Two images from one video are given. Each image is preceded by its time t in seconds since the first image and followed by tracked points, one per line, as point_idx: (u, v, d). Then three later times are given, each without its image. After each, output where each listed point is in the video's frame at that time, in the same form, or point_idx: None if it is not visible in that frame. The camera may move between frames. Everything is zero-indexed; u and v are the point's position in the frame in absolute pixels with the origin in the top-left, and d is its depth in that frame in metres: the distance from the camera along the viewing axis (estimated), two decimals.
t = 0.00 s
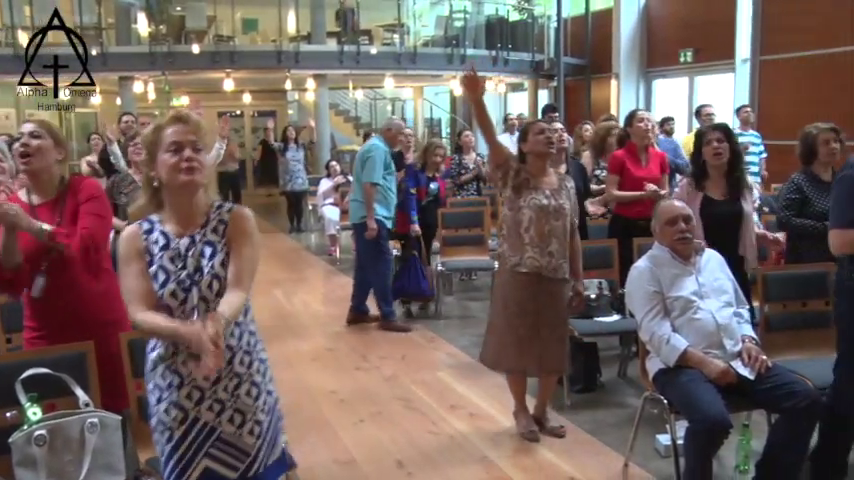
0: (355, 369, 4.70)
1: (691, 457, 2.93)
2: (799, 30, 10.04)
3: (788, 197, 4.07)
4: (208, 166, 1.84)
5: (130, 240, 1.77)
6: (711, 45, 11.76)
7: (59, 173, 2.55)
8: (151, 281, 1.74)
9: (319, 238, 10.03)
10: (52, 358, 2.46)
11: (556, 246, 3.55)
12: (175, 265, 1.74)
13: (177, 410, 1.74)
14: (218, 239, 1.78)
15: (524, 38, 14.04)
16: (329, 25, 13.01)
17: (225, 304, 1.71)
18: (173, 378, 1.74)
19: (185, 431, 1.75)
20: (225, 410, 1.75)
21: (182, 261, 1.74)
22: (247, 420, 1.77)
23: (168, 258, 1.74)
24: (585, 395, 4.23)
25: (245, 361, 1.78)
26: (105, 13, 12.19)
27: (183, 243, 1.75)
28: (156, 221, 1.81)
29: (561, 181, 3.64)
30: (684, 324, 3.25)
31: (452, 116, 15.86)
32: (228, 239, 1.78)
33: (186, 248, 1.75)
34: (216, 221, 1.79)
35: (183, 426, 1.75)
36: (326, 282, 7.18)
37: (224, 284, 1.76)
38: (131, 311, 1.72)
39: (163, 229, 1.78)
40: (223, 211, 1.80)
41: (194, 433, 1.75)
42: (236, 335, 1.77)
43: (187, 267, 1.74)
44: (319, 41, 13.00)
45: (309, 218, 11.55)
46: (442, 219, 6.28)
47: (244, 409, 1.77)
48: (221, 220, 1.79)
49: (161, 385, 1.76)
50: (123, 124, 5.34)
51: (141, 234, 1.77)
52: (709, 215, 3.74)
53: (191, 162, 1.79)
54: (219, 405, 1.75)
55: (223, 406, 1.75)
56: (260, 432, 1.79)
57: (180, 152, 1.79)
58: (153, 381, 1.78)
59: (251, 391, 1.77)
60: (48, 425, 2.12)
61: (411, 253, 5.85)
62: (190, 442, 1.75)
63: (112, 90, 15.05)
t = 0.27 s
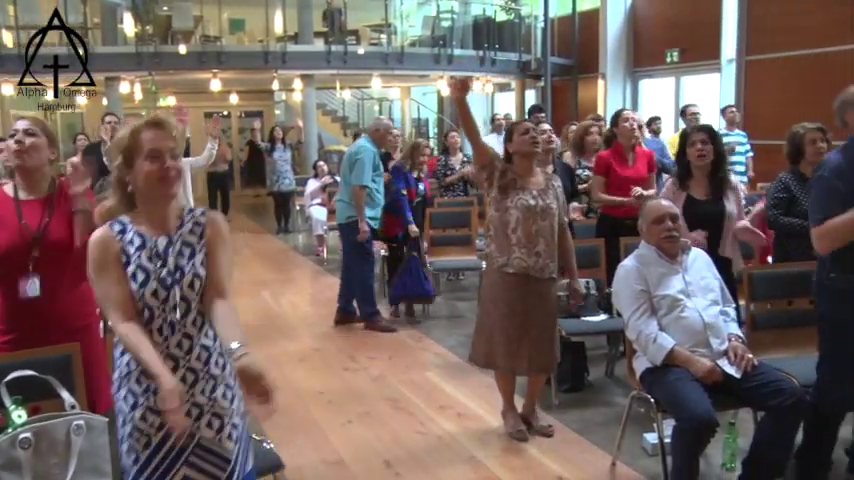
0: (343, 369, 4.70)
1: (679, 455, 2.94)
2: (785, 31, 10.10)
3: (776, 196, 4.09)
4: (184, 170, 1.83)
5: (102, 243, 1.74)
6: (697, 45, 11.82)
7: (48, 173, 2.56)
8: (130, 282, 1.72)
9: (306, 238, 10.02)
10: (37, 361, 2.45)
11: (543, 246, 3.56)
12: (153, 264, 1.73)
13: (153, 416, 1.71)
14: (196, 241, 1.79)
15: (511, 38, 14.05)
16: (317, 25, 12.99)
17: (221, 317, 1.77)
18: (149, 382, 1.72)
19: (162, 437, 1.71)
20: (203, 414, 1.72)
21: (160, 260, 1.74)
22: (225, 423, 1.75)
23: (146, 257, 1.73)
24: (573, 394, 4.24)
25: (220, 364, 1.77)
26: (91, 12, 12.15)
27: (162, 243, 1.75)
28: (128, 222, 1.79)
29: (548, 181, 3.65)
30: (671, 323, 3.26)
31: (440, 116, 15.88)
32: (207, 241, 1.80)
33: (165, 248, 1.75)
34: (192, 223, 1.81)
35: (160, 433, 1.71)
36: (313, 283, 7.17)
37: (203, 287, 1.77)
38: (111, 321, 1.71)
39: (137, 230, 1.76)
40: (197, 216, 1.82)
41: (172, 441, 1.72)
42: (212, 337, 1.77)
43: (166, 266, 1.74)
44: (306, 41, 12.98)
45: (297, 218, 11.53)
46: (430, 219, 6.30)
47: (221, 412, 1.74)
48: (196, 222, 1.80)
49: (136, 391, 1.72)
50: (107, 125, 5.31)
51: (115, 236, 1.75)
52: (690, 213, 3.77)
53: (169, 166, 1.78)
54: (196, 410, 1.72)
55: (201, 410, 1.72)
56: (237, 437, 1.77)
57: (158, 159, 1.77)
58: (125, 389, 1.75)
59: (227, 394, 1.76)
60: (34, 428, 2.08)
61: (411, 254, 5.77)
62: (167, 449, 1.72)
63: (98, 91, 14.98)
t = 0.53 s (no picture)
0: (327, 371, 4.69)
1: (664, 455, 2.95)
2: (765, 32, 10.21)
3: (758, 196, 4.11)
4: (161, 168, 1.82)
5: (87, 241, 1.66)
6: (677, 46, 11.90)
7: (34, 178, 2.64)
8: (121, 282, 1.69)
9: (290, 239, 10.00)
10: (22, 362, 2.43)
11: (533, 245, 3.59)
12: (144, 266, 1.73)
13: (139, 418, 1.69)
14: (179, 241, 1.79)
15: (494, 39, 14.06)
16: (300, 26, 12.99)
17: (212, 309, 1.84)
18: (135, 383, 1.69)
19: (148, 438, 1.69)
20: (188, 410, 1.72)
21: (150, 262, 1.74)
22: (208, 419, 1.76)
23: (137, 259, 1.71)
24: (557, 394, 4.25)
25: (199, 363, 1.79)
26: (72, 12, 12.05)
27: (151, 244, 1.74)
28: (107, 222, 1.72)
29: (536, 181, 3.68)
30: (654, 322, 3.28)
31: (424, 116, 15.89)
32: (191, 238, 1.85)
33: (154, 249, 1.74)
34: (171, 223, 1.81)
35: (147, 433, 1.69)
36: (297, 284, 7.15)
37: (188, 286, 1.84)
38: (104, 317, 1.63)
39: (121, 230, 1.72)
40: (176, 216, 1.83)
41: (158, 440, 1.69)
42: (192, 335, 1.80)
43: (158, 267, 1.75)
44: (289, 42, 13.00)
45: (281, 219, 11.51)
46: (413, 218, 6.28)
47: (204, 408, 1.75)
48: (177, 221, 1.82)
49: (121, 394, 1.69)
50: (86, 126, 5.26)
51: (100, 236, 1.68)
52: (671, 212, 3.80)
53: (151, 165, 1.77)
54: (182, 407, 1.72)
55: (187, 407, 1.72)
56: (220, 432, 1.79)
57: (138, 155, 1.75)
58: (105, 394, 1.70)
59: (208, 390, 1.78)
60: (13, 432, 2.01)
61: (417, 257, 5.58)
62: (154, 449, 1.70)
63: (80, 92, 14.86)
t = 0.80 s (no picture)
0: (309, 371, 4.68)
1: (644, 453, 2.98)
2: (744, 33, 10.31)
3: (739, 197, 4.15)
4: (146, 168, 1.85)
5: (72, 241, 1.69)
6: (657, 46, 11.96)
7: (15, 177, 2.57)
8: (107, 283, 1.71)
9: (271, 240, 9.96)
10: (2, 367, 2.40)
11: (528, 243, 3.59)
12: (129, 267, 1.75)
13: (122, 421, 1.73)
14: (162, 243, 1.82)
15: (475, 39, 14.09)
16: (281, 26, 12.96)
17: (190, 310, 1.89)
18: (119, 387, 1.73)
19: (131, 441, 1.73)
20: (171, 415, 1.77)
21: (135, 262, 1.76)
22: (189, 423, 1.81)
23: (122, 259, 1.74)
24: (539, 393, 4.27)
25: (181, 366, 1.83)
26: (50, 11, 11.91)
27: (136, 244, 1.77)
28: (90, 221, 1.75)
29: (530, 179, 3.68)
30: (634, 322, 3.29)
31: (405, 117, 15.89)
32: (174, 241, 1.88)
33: (140, 249, 1.77)
34: (154, 226, 1.84)
35: (129, 437, 1.73)
36: (279, 285, 7.12)
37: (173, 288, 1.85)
38: (93, 318, 1.66)
39: (105, 231, 1.75)
40: (157, 217, 1.86)
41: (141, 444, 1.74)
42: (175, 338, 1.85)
43: (143, 268, 1.77)
44: (270, 42, 12.93)
45: (262, 220, 11.46)
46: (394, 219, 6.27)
47: (185, 412, 1.80)
48: (159, 223, 1.85)
49: (104, 397, 1.72)
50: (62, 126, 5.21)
51: (86, 235, 1.71)
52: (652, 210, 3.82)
53: (137, 164, 1.80)
54: (164, 411, 1.76)
55: (170, 411, 1.77)
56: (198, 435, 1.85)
57: (122, 150, 1.79)
58: (88, 397, 1.74)
59: (188, 393, 1.84)
60: None
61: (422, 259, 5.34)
62: (136, 452, 1.74)
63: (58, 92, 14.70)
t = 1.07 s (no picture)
0: (292, 372, 4.67)
1: (625, 450, 3.00)
2: (723, 33, 10.40)
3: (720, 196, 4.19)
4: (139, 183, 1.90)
5: (61, 255, 1.72)
6: (638, 46, 12.03)
7: None
8: (95, 295, 1.75)
9: (254, 241, 9.92)
10: None
11: (518, 243, 3.58)
12: (118, 280, 1.79)
13: (115, 428, 1.78)
14: (147, 257, 1.88)
15: (457, 40, 14.09)
16: (263, 27, 12.93)
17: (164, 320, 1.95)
18: (109, 394, 1.77)
19: (125, 447, 1.78)
20: (163, 421, 1.82)
21: (124, 275, 1.81)
22: (183, 429, 1.86)
23: (112, 272, 1.78)
24: (521, 393, 4.28)
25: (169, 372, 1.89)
26: (26, 11, 11.63)
27: (125, 257, 1.82)
28: (82, 235, 1.78)
29: (521, 180, 3.69)
30: (615, 321, 3.31)
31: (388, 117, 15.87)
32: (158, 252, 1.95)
33: (129, 263, 1.82)
34: (139, 239, 1.89)
35: (123, 444, 1.78)
36: (261, 286, 7.10)
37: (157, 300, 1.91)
38: (82, 330, 1.70)
39: (94, 243, 1.78)
40: (140, 232, 1.91)
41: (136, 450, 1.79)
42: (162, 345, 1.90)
43: (130, 282, 1.81)
44: (251, 42, 12.87)
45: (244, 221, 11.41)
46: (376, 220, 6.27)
47: (178, 418, 1.86)
48: (143, 237, 1.90)
49: (95, 406, 1.77)
50: (38, 127, 5.15)
51: (75, 248, 1.74)
52: (633, 211, 3.86)
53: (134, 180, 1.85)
54: (156, 417, 1.82)
55: (162, 417, 1.82)
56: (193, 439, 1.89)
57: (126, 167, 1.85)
58: (78, 407, 1.78)
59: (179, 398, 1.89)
60: None
61: (425, 258, 5.15)
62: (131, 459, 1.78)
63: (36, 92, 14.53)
